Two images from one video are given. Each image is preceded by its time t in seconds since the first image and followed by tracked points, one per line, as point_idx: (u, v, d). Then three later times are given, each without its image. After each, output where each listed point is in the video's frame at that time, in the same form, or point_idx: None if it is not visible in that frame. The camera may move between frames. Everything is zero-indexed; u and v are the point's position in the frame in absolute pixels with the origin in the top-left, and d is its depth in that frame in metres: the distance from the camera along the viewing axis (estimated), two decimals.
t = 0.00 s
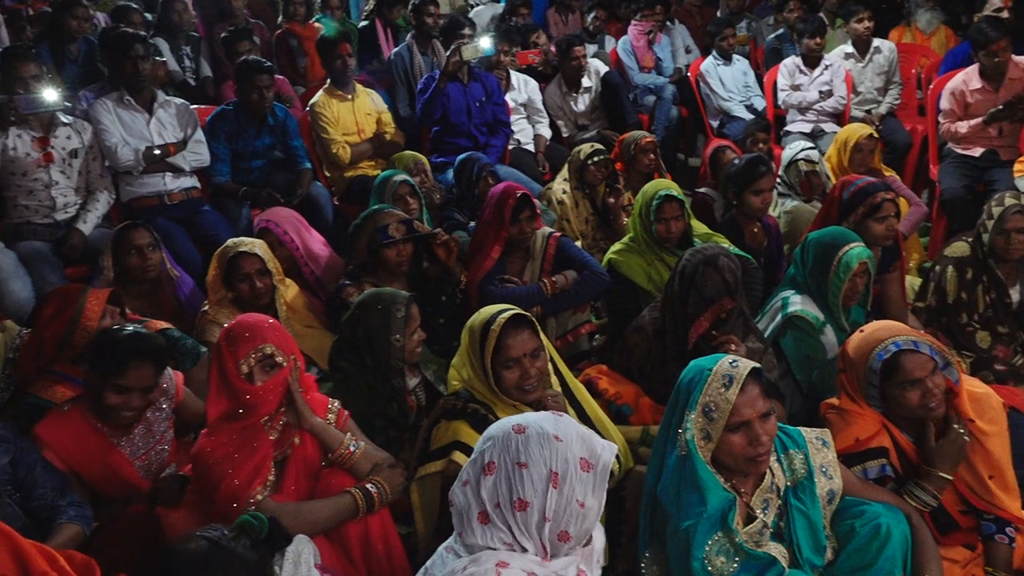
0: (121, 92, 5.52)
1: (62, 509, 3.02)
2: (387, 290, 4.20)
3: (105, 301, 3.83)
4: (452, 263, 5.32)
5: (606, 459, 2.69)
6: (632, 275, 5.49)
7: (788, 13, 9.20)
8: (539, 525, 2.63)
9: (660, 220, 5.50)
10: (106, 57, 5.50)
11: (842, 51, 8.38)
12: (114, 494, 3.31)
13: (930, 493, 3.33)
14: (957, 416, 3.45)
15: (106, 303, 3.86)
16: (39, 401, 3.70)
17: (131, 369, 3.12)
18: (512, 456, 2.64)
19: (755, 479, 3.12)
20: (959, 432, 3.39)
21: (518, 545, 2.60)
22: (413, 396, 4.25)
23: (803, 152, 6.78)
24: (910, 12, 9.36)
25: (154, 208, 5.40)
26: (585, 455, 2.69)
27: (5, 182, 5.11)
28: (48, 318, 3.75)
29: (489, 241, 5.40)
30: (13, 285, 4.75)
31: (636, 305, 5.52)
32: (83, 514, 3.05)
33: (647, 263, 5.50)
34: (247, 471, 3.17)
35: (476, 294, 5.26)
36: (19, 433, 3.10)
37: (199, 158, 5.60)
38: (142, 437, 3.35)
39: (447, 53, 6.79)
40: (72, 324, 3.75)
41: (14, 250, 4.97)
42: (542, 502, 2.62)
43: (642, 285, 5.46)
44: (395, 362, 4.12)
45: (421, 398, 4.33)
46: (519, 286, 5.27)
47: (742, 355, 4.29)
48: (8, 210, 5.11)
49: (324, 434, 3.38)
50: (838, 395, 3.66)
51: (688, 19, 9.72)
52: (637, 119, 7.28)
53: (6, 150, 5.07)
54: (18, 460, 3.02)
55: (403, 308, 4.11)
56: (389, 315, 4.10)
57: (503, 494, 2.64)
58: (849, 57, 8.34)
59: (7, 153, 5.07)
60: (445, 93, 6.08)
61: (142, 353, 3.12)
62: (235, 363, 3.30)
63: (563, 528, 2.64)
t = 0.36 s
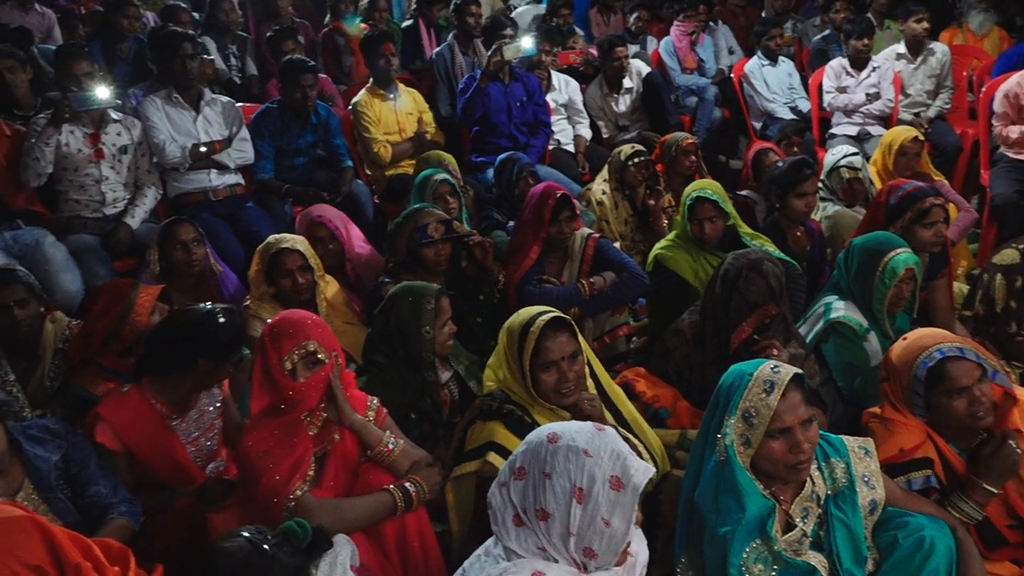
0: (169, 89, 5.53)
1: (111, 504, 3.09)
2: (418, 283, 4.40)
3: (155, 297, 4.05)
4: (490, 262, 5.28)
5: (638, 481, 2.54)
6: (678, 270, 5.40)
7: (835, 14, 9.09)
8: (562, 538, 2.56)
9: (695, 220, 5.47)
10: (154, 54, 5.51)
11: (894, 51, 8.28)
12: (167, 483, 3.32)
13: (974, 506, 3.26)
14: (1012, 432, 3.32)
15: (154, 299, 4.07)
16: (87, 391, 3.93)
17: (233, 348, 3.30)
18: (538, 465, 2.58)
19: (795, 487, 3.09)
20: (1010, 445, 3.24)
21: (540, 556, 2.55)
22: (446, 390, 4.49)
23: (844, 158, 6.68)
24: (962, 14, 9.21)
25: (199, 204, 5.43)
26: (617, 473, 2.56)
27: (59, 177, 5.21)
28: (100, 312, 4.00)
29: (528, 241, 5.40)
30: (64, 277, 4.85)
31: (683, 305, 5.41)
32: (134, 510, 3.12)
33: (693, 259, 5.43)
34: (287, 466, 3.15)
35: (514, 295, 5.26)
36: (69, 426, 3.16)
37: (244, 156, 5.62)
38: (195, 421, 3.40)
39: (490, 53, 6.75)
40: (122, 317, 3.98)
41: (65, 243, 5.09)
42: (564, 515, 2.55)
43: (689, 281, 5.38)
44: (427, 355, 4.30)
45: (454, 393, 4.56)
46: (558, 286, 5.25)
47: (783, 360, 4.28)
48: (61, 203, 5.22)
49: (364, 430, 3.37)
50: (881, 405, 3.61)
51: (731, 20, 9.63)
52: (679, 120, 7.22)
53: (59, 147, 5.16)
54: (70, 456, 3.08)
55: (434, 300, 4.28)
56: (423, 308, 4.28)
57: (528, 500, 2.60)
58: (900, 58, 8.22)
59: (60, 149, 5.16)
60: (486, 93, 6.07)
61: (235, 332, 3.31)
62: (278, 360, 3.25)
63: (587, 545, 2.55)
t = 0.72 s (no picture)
0: (201, 88, 5.50)
1: (145, 504, 3.09)
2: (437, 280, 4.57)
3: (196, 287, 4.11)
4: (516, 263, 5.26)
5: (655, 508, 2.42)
6: (707, 263, 5.31)
7: (867, 15, 9.02)
8: (580, 556, 2.50)
9: (719, 220, 5.41)
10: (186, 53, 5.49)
11: (933, 51, 8.27)
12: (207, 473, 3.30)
13: (996, 514, 3.21)
14: None
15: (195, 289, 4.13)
16: (120, 375, 3.97)
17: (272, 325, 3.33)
18: (558, 481, 2.52)
19: (822, 492, 3.05)
20: None
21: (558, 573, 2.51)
22: (466, 387, 4.64)
23: (875, 159, 6.62)
24: (998, 14, 9.09)
25: (229, 201, 5.45)
26: (635, 498, 2.45)
27: (92, 175, 5.24)
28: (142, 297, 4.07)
29: (556, 241, 5.38)
30: (96, 274, 4.98)
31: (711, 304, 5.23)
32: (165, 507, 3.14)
33: (722, 256, 5.34)
34: (313, 463, 3.19)
35: (539, 295, 5.27)
36: (107, 423, 3.19)
37: (273, 155, 5.62)
38: (234, 407, 3.39)
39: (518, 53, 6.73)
40: (160, 304, 4.04)
41: (98, 239, 5.18)
42: (580, 534, 2.49)
43: (717, 274, 5.25)
44: (448, 351, 4.47)
45: (475, 389, 4.70)
46: (582, 287, 5.27)
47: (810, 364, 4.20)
48: (94, 200, 5.27)
49: (389, 430, 3.40)
50: (909, 412, 3.56)
51: (762, 21, 9.57)
52: (707, 121, 7.18)
53: (92, 145, 5.18)
54: (108, 452, 3.09)
55: (454, 295, 4.47)
56: (443, 302, 4.48)
57: (548, 515, 2.55)
58: (938, 58, 8.20)
59: (93, 147, 5.17)
60: (513, 94, 6.05)
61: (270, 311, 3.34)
62: (306, 356, 3.31)
63: (605, 566, 2.47)
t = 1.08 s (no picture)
0: (231, 87, 5.47)
1: (172, 502, 3.31)
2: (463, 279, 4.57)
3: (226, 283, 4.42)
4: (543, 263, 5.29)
5: (680, 531, 2.42)
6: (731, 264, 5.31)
7: (903, 16, 8.91)
8: (605, 569, 2.53)
9: (747, 222, 5.37)
10: (218, 50, 5.46)
11: (970, 51, 8.16)
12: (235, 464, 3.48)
13: None
14: None
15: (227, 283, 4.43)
16: (155, 368, 4.31)
17: (280, 307, 3.49)
18: (583, 493, 2.55)
19: (852, 500, 3.01)
20: None
21: None
22: (491, 387, 4.64)
23: (920, 163, 6.56)
24: None
25: (258, 199, 5.43)
26: (661, 516, 2.46)
27: (124, 171, 5.25)
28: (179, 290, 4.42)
29: (585, 242, 5.38)
30: (128, 269, 5.02)
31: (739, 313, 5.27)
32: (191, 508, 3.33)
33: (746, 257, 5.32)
34: (337, 460, 3.28)
35: (566, 296, 5.25)
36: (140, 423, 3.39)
37: (303, 153, 5.58)
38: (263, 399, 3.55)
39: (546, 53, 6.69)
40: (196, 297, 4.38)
41: (129, 235, 5.21)
42: (605, 548, 2.51)
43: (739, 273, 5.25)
44: (474, 350, 4.47)
45: (500, 391, 4.69)
46: (609, 288, 5.25)
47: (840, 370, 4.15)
48: (126, 196, 5.29)
49: (413, 428, 3.39)
50: (940, 420, 3.53)
51: (795, 20, 9.47)
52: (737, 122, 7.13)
53: (126, 142, 5.19)
54: (137, 450, 3.29)
55: (480, 294, 4.48)
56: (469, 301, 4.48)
57: (573, 524, 2.59)
58: (976, 58, 8.11)
59: (126, 145, 5.18)
60: (541, 93, 6.01)
61: (278, 295, 3.50)
62: (330, 357, 3.35)
63: None
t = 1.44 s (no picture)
0: (267, 86, 5.31)
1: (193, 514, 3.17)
2: (502, 287, 4.33)
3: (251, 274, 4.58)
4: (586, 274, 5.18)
5: (717, 551, 2.17)
6: (791, 291, 5.02)
7: (976, 14, 8.49)
8: None
9: (801, 238, 5.10)
10: (255, 48, 5.29)
11: None
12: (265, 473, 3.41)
13: None
14: None
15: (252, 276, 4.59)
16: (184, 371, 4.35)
17: (287, 304, 3.42)
18: (614, 512, 2.30)
19: (918, 534, 2.72)
20: None
21: None
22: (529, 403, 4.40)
23: None
24: None
25: (292, 202, 5.28)
26: (694, 537, 2.20)
27: (157, 172, 5.11)
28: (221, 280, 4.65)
29: (629, 251, 5.16)
30: (158, 272, 4.87)
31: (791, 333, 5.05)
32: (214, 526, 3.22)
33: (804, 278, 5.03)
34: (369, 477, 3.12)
35: (611, 307, 5.07)
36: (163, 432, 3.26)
37: (338, 155, 5.40)
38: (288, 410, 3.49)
39: (593, 53, 6.45)
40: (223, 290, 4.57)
41: (160, 237, 5.08)
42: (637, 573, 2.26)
43: (800, 300, 4.99)
44: (514, 363, 4.21)
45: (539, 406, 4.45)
46: (657, 301, 5.03)
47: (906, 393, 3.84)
48: (158, 197, 5.15)
49: (447, 444, 3.20)
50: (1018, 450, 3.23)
51: (858, 19, 9.10)
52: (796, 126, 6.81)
53: (159, 142, 5.04)
54: (159, 459, 3.16)
55: (520, 303, 4.23)
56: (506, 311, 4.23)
57: (605, 547, 2.33)
58: None
59: (160, 145, 5.03)
60: (587, 95, 5.75)
61: (283, 293, 3.44)
62: (360, 369, 3.21)
63: None
